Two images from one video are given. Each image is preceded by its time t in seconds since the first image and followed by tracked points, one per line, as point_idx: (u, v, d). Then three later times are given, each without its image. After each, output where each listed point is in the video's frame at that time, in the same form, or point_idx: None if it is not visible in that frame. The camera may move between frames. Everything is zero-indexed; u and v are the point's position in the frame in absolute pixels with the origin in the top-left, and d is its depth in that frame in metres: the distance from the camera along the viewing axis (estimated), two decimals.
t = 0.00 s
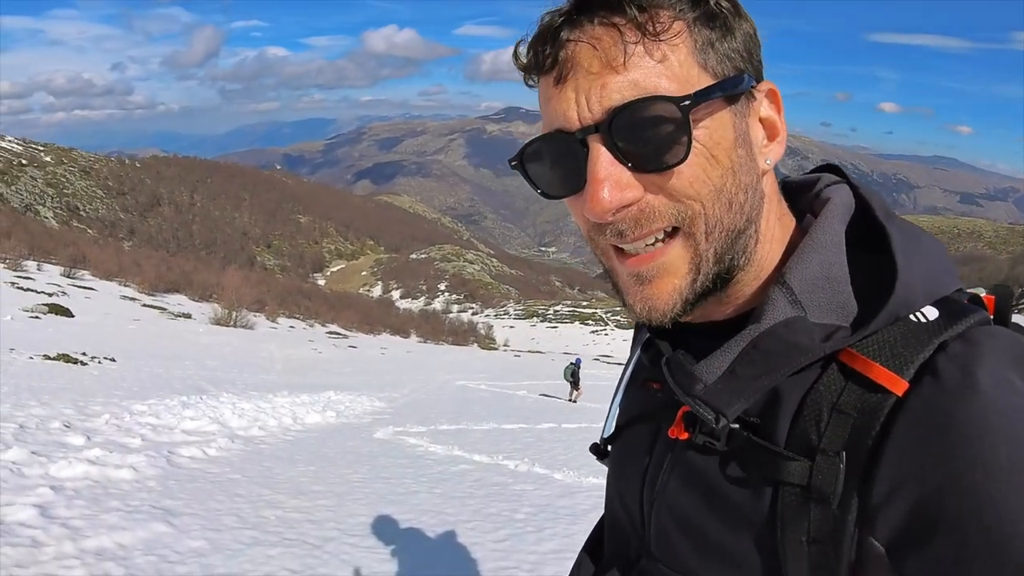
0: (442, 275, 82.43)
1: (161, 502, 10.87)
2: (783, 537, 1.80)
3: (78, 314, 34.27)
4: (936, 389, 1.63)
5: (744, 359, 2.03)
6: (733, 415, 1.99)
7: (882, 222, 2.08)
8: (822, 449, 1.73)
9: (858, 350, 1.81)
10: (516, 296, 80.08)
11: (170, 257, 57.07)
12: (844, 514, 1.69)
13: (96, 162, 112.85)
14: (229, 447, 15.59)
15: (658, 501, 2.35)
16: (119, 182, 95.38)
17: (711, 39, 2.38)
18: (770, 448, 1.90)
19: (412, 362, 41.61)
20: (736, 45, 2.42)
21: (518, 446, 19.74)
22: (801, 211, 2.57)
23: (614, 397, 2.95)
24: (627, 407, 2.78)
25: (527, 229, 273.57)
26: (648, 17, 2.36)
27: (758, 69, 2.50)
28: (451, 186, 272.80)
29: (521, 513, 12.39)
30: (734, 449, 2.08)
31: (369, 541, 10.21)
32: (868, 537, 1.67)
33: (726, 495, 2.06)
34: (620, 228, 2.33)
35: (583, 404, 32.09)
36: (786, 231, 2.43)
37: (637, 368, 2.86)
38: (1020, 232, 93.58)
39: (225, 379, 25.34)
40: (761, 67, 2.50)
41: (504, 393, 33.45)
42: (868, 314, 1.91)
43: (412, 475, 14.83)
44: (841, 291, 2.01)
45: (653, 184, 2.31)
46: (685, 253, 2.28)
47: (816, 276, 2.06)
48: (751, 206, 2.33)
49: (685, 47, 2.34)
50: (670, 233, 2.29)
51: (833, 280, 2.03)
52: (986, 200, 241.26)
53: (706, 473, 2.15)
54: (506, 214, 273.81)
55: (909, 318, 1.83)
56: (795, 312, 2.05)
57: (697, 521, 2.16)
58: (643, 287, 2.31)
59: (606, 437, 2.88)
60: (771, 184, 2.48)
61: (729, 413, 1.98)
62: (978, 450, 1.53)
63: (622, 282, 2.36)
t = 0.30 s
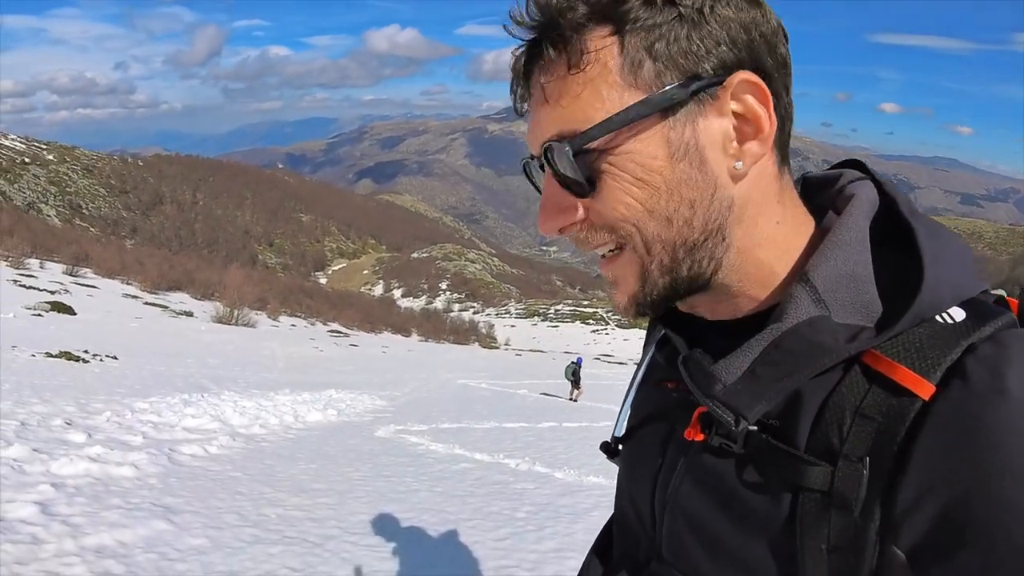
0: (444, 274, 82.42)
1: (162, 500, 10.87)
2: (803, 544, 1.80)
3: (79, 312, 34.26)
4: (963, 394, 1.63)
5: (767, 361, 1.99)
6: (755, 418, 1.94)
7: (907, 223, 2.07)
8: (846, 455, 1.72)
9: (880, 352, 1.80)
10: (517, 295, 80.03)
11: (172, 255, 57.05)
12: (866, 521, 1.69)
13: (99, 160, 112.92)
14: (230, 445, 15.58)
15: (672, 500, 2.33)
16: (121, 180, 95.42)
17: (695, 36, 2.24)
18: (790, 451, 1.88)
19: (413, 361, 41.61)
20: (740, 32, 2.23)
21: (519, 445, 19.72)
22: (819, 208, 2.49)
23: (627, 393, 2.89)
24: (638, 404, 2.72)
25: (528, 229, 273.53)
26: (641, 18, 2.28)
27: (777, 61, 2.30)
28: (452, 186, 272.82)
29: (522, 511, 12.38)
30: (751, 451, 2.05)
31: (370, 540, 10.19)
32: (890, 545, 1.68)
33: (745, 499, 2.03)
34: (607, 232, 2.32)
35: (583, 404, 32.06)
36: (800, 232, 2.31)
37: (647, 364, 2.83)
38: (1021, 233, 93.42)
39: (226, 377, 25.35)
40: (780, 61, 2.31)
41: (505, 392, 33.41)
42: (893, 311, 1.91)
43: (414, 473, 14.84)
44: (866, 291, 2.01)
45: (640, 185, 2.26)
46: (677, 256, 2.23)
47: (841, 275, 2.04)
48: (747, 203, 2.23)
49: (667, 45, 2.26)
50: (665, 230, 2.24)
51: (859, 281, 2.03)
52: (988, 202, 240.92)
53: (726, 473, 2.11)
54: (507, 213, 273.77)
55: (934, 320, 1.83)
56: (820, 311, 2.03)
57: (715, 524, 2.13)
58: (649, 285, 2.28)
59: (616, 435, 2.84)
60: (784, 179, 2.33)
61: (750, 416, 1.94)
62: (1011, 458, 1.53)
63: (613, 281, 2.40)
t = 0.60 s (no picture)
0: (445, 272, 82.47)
1: (164, 496, 10.86)
2: (834, 538, 1.66)
3: (82, 309, 34.32)
4: (1006, 383, 1.47)
5: (801, 345, 1.80)
6: (787, 405, 1.76)
7: (946, 205, 1.84)
8: (879, 442, 1.58)
9: (917, 339, 1.63)
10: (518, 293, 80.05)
11: (174, 253, 57.10)
12: (900, 512, 1.55)
13: (101, 157, 113.00)
14: (232, 441, 15.58)
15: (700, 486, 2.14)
16: (123, 177, 95.48)
17: (652, 16, 1.96)
18: (822, 440, 1.72)
19: (414, 358, 41.66)
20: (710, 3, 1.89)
21: (520, 442, 19.72)
22: (853, 195, 2.22)
23: (659, 377, 2.68)
24: (670, 387, 2.51)
25: (529, 227, 273.63)
26: None
27: (776, 38, 1.88)
28: (454, 184, 272.90)
29: (524, 509, 12.37)
30: (784, 441, 1.85)
31: (373, 537, 10.17)
32: (922, 536, 1.52)
33: (776, 489, 1.86)
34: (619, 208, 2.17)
35: (585, 402, 32.07)
36: (820, 224, 1.95)
37: (679, 348, 2.62)
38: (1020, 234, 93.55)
39: (227, 374, 25.40)
40: (794, 37, 1.89)
41: (506, 390, 33.44)
42: (932, 296, 1.71)
43: (416, 470, 14.82)
44: (901, 276, 1.80)
45: (624, 168, 2.11)
46: (665, 238, 2.06)
47: (875, 259, 1.81)
48: (717, 200, 1.95)
49: (633, 21, 1.99)
50: (654, 207, 2.05)
51: (895, 267, 1.80)
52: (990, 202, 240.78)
53: (756, 461, 1.92)
54: (508, 211, 273.87)
55: (972, 306, 1.64)
56: (853, 297, 1.80)
57: (741, 515, 1.96)
58: (654, 259, 2.13)
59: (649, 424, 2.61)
60: (793, 167, 1.93)
61: (783, 403, 1.76)
62: None
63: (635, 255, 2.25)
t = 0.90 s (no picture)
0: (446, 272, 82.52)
1: (166, 494, 10.88)
2: (835, 528, 1.68)
3: (83, 308, 34.40)
4: (999, 375, 1.47)
5: (800, 337, 1.80)
6: (790, 396, 1.76)
7: (950, 202, 1.81)
8: (877, 433, 1.59)
9: (917, 333, 1.62)
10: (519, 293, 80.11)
11: (175, 253, 57.19)
12: (896, 500, 1.57)
13: (102, 157, 113.05)
14: (234, 440, 15.61)
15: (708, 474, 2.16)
16: (124, 177, 95.56)
17: (628, 30, 1.97)
18: (823, 430, 1.72)
19: (415, 358, 41.68)
20: (678, 17, 1.89)
21: (521, 442, 19.74)
22: (861, 190, 2.18)
23: (675, 366, 2.67)
24: (684, 377, 2.51)
25: (530, 227, 273.72)
26: (595, 17, 2.09)
27: (749, 44, 1.86)
28: (454, 184, 273.05)
29: (526, 508, 12.39)
30: (788, 433, 1.85)
31: (375, 535, 10.19)
32: (916, 523, 1.55)
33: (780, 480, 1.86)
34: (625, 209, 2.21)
35: (585, 402, 32.10)
36: (814, 222, 1.93)
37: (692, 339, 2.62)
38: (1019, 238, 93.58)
39: (228, 373, 25.42)
40: (777, 41, 1.87)
41: (506, 390, 33.47)
42: (929, 290, 1.69)
43: (417, 469, 14.84)
44: (901, 271, 1.77)
45: (625, 177, 2.13)
46: (666, 239, 2.09)
47: (874, 255, 1.80)
48: (707, 203, 1.96)
49: (612, 33, 2.01)
50: (652, 208, 2.08)
51: (894, 261, 1.78)
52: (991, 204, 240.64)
53: (761, 449, 1.93)
54: (509, 212, 273.93)
55: (970, 300, 1.62)
56: (852, 291, 1.78)
57: (745, 504, 1.98)
58: (659, 256, 2.16)
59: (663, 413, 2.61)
60: (783, 166, 1.90)
61: (785, 393, 1.76)
62: None
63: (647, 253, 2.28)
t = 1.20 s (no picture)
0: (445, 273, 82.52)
1: (168, 495, 10.86)
2: (862, 530, 1.66)
3: (83, 308, 34.40)
4: None
5: (834, 337, 1.77)
6: (821, 396, 1.73)
7: (990, 200, 1.77)
8: (909, 438, 1.57)
9: (955, 338, 1.59)
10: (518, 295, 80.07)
11: (175, 253, 57.19)
12: (928, 508, 1.53)
13: (102, 157, 113.03)
14: (235, 441, 15.59)
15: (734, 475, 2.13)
16: (124, 177, 95.55)
17: (661, 35, 1.96)
18: (854, 431, 1.70)
19: (415, 359, 41.65)
20: (705, 23, 1.88)
21: (522, 443, 19.72)
22: (901, 188, 2.13)
23: (708, 362, 2.62)
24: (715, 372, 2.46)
25: (530, 228, 273.78)
26: (632, 20, 2.08)
27: (777, 48, 1.82)
28: (453, 185, 273.13)
29: (529, 509, 12.37)
30: (818, 434, 1.82)
31: (379, 537, 10.17)
32: (946, 531, 1.51)
33: (809, 485, 1.82)
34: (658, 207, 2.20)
35: (585, 403, 32.10)
36: (849, 226, 1.89)
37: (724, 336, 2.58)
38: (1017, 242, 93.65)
39: (228, 373, 25.37)
40: (805, 44, 1.82)
41: (506, 391, 33.45)
42: (968, 292, 1.65)
43: (418, 470, 14.82)
44: (941, 272, 1.73)
45: (660, 179, 2.11)
46: (701, 239, 2.07)
47: (911, 255, 1.76)
48: (739, 203, 1.94)
49: (644, 40, 2.02)
50: (683, 208, 2.07)
51: (933, 262, 1.74)
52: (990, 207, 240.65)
53: (789, 448, 1.90)
54: (508, 213, 273.92)
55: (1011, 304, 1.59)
56: (890, 292, 1.75)
57: (774, 505, 1.94)
58: (695, 256, 2.15)
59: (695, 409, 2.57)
60: (819, 168, 1.86)
61: (816, 394, 1.73)
62: None
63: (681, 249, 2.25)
